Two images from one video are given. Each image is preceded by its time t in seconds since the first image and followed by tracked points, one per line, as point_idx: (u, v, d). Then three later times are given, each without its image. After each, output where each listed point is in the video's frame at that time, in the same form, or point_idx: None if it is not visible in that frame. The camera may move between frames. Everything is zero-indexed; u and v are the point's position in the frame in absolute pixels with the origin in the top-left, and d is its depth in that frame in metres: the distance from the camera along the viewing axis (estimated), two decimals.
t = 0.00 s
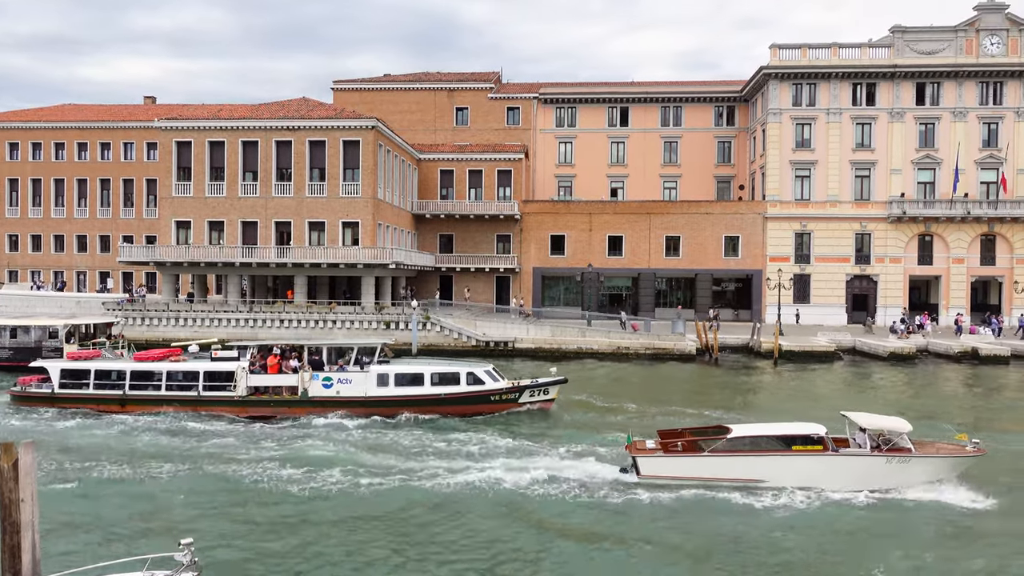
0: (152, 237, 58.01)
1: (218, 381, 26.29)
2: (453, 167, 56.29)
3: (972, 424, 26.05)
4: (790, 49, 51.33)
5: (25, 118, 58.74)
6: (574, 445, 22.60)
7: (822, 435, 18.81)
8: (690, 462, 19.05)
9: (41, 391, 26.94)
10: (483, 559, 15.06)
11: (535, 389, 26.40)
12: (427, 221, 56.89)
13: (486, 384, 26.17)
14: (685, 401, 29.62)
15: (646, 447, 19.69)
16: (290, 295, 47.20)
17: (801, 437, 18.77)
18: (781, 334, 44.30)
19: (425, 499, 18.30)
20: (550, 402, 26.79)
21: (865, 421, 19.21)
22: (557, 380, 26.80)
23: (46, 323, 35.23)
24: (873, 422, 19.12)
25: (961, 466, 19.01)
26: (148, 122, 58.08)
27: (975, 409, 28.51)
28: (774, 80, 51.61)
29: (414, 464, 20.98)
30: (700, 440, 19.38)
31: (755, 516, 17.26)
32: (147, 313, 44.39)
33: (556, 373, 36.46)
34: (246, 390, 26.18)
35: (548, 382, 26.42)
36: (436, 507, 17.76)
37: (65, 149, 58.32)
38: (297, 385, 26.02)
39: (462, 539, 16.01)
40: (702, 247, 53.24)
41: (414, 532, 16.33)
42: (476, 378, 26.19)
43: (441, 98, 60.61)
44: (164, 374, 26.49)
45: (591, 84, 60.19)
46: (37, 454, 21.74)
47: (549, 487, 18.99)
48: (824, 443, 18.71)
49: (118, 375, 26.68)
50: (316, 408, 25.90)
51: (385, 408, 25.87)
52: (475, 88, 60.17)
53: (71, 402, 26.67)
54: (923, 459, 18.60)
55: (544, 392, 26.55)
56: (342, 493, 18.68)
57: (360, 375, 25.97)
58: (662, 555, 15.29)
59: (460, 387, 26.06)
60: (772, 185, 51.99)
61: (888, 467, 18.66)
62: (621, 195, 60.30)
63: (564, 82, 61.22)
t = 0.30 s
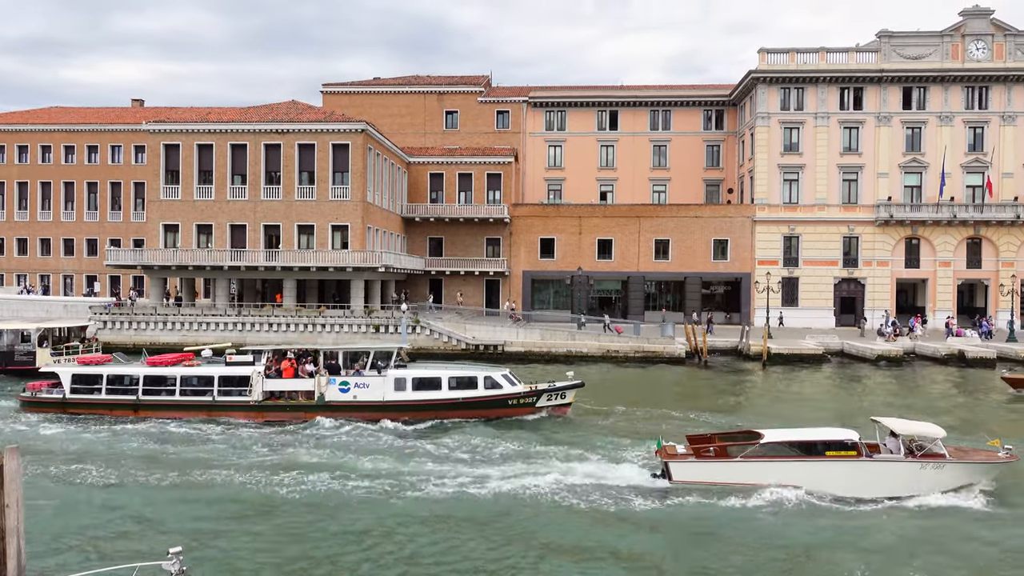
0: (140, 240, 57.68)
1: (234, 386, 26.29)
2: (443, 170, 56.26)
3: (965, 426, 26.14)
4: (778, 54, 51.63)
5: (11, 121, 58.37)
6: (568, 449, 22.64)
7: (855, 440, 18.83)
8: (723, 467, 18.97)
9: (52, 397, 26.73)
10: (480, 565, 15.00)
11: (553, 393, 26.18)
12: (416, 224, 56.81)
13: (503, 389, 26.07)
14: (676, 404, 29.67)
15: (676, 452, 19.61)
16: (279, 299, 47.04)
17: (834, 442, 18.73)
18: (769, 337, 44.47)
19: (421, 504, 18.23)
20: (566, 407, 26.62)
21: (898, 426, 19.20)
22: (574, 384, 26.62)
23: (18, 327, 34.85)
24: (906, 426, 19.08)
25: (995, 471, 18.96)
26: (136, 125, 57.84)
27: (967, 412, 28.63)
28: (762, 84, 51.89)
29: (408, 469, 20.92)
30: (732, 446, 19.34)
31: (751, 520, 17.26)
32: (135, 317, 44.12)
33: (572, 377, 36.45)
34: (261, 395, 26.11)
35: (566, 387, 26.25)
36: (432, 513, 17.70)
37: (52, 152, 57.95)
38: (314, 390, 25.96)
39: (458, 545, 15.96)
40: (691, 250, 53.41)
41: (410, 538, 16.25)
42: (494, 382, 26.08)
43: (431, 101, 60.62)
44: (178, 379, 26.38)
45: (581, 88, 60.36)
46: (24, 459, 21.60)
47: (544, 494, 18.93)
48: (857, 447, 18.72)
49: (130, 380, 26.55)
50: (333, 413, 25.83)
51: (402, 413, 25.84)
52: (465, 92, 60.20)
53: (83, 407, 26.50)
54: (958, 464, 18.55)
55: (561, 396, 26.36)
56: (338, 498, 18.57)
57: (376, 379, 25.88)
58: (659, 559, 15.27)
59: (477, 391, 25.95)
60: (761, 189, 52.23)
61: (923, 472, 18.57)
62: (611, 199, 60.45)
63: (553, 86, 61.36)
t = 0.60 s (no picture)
0: (121, 239, 57.13)
1: (240, 386, 26.01)
2: (427, 169, 56.10)
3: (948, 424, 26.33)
4: (762, 55, 51.92)
5: None
6: (556, 448, 22.66)
7: (876, 441, 18.85)
8: (744, 468, 18.89)
9: (55, 397, 26.37)
10: (468, 566, 14.92)
11: (561, 392, 26.21)
12: (401, 223, 56.64)
13: (512, 388, 26.03)
14: (659, 402, 29.74)
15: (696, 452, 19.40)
16: (262, 297, 46.75)
17: (856, 442, 18.73)
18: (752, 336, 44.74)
19: (409, 504, 18.12)
20: (574, 406, 26.64)
21: (918, 426, 19.29)
22: (581, 384, 26.72)
23: None
24: (927, 427, 19.20)
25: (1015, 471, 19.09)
26: (117, 122, 57.23)
27: (951, 411, 28.84)
28: (746, 85, 52.18)
29: (395, 468, 20.84)
30: (753, 446, 19.08)
31: (739, 518, 17.30)
32: (116, 316, 43.68)
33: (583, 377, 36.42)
34: (268, 395, 25.85)
35: (574, 386, 26.31)
36: (419, 513, 17.60)
37: (32, 149, 57.22)
38: (322, 389, 25.73)
39: (446, 545, 15.86)
40: (675, 249, 53.61)
41: (398, 539, 16.14)
42: (503, 382, 26.04)
43: (416, 100, 60.47)
44: (183, 379, 26.08)
45: (566, 88, 60.42)
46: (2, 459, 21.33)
47: (532, 493, 18.89)
48: (878, 448, 18.74)
49: (134, 380, 26.21)
50: (341, 413, 25.65)
51: (411, 413, 25.73)
52: (450, 91, 60.13)
53: (86, 408, 26.17)
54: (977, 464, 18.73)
55: (569, 395, 26.39)
56: (325, 499, 18.43)
57: (385, 379, 25.72)
58: (647, 558, 15.26)
59: (486, 390, 25.87)
60: (744, 189, 52.53)
61: (943, 472, 18.73)
62: (596, 198, 60.57)
63: (538, 85, 61.37)
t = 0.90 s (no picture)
0: (95, 235, 56.42)
1: (246, 383, 25.64)
2: (407, 164, 55.89)
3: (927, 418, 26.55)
4: (739, 52, 52.22)
5: None
6: (539, 444, 22.65)
7: (895, 435, 18.80)
8: (767, 462, 18.68)
9: (54, 396, 25.89)
10: (450, 564, 14.80)
11: (568, 388, 26.53)
12: (380, 218, 56.40)
13: (520, 384, 26.16)
14: (639, 397, 29.90)
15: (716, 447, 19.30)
16: (239, 294, 46.35)
17: (875, 437, 18.58)
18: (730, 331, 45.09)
19: (392, 502, 17.97)
20: (581, 402, 26.96)
21: (937, 420, 19.36)
22: (587, 379, 27.01)
23: None
24: (946, 421, 19.24)
25: None
26: (91, 116, 56.38)
27: (930, 405, 29.10)
28: (724, 82, 52.43)
29: (377, 465, 20.73)
30: (774, 441, 19.03)
31: (722, 511, 17.32)
32: (90, 313, 43.15)
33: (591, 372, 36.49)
34: (274, 392, 25.58)
35: (581, 381, 26.60)
36: (402, 511, 17.47)
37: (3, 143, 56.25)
38: (329, 385, 25.52)
39: (428, 543, 15.76)
40: (653, 245, 53.86)
41: (380, 537, 16.01)
42: (511, 377, 26.15)
43: (395, 95, 60.23)
44: (187, 376, 25.70)
45: (545, 83, 60.43)
46: None
47: (515, 489, 18.83)
48: (897, 442, 18.68)
49: (137, 378, 25.83)
50: (349, 409, 25.53)
51: (420, 409, 25.65)
52: (429, 86, 59.98)
53: (87, 406, 25.73)
54: (996, 457, 18.53)
55: (576, 391, 26.71)
56: (307, 497, 18.26)
57: (393, 375, 25.63)
58: (629, 553, 15.23)
59: (495, 386, 25.99)
60: (722, 185, 52.84)
61: (963, 465, 18.49)
62: (575, 194, 60.66)
63: (517, 81, 61.33)
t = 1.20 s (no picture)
0: (73, 235, 55.80)
1: (253, 387, 25.44)
2: (389, 165, 55.75)
3: (909, 418, 26.78)
4: (721, 54, 52.55)
5: None
6: (525, 446, 22.67)
7: (913, 434, 18.88)
8: (786, 462, 18.74)
9: (56, 399, 25.42)
10: (436, 567, 14.73)
11: (576, 389, 26.51)
12: (362, 219, 56.17)
13: (528, 385, 26.19)
14: (622, 397, 29.97)
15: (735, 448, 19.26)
16: (220, 295, 46.03)
17: (894, 436, 18.73)
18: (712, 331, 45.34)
19: (377, 505, 17.86)
20: (589, 402, 26.88)
21: (953, 419, 19.47)
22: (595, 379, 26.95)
23: None
24: (963, 419, 19.41)
25: None
26: (69, 115, 55.71)
27: (912, 404, 29.39)
28: (706, 83, 52.70)
29: (361, 467, 20.66)
30: (793, 441, 19.07)
31: (707, 510, 17.41)
32: (68, 315, 42.68)
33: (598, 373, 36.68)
34: (281, 394, 25.37)
35: (589, 382, 26.53)
36: (387, 514, 17.38)
37: None
38: (337, 388, 25.43)
39: (414, 546, 15.68)
40: (636, 245, 54.06)
41: (365, 541, 15.91)
42: (519, 378, 26.19)
43: (377, 95, 60.05)
44: (192, 379, 25.40)
45: (528, 84, 60.47)
46: None
47: (500, 491, 18.81)
48: (915, 441, 18.78)
49: (141, 381, 25.50)
50: (357, 411, 25.45)
51: (429, 410, 25.65)
52: (411, 87, 59.89)
53: (89, 409, 25.33)
54: (1012, 455, 18.87)
55: (584, 391, 26.65)
56: (292, 501, 18.11)
57: (401, 377, 25.59)
58: (615, 553, 15.24)
59: (502, 387, 26.00)
60: (704, 186, 53.12)
61: (981, 463, 18.76)
62: (558, 194, 60.73)
63: (500, 81, 61.34)
